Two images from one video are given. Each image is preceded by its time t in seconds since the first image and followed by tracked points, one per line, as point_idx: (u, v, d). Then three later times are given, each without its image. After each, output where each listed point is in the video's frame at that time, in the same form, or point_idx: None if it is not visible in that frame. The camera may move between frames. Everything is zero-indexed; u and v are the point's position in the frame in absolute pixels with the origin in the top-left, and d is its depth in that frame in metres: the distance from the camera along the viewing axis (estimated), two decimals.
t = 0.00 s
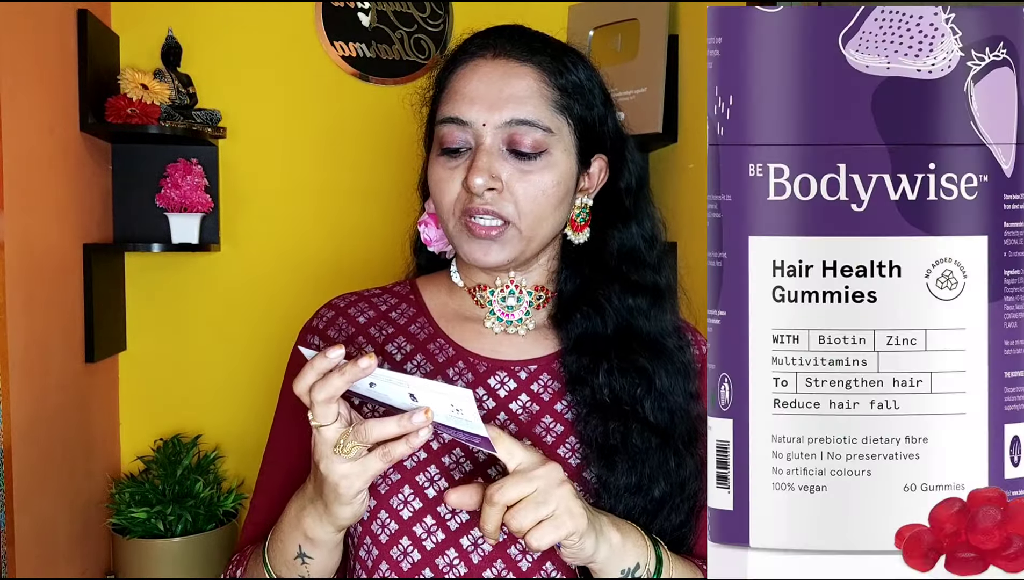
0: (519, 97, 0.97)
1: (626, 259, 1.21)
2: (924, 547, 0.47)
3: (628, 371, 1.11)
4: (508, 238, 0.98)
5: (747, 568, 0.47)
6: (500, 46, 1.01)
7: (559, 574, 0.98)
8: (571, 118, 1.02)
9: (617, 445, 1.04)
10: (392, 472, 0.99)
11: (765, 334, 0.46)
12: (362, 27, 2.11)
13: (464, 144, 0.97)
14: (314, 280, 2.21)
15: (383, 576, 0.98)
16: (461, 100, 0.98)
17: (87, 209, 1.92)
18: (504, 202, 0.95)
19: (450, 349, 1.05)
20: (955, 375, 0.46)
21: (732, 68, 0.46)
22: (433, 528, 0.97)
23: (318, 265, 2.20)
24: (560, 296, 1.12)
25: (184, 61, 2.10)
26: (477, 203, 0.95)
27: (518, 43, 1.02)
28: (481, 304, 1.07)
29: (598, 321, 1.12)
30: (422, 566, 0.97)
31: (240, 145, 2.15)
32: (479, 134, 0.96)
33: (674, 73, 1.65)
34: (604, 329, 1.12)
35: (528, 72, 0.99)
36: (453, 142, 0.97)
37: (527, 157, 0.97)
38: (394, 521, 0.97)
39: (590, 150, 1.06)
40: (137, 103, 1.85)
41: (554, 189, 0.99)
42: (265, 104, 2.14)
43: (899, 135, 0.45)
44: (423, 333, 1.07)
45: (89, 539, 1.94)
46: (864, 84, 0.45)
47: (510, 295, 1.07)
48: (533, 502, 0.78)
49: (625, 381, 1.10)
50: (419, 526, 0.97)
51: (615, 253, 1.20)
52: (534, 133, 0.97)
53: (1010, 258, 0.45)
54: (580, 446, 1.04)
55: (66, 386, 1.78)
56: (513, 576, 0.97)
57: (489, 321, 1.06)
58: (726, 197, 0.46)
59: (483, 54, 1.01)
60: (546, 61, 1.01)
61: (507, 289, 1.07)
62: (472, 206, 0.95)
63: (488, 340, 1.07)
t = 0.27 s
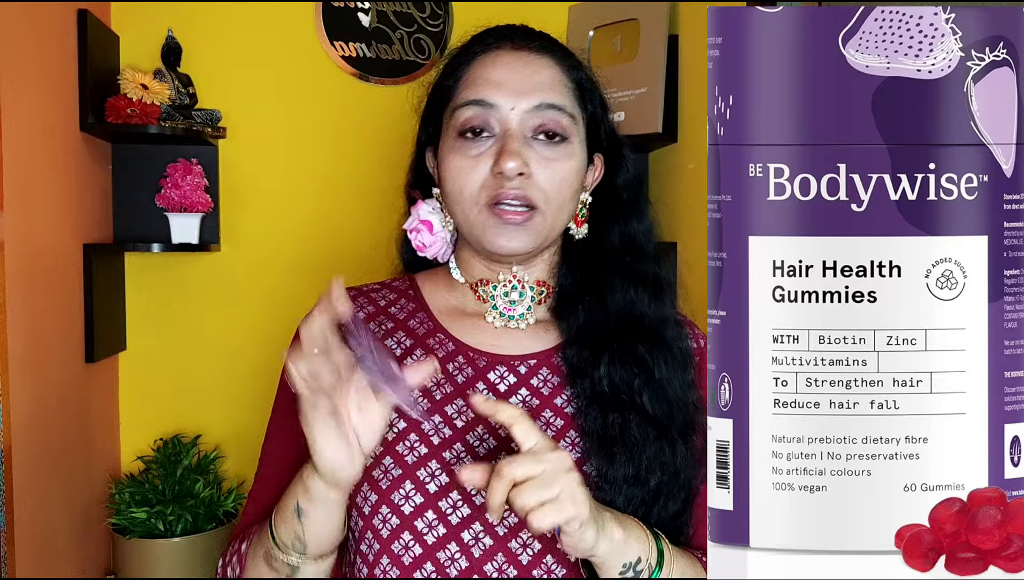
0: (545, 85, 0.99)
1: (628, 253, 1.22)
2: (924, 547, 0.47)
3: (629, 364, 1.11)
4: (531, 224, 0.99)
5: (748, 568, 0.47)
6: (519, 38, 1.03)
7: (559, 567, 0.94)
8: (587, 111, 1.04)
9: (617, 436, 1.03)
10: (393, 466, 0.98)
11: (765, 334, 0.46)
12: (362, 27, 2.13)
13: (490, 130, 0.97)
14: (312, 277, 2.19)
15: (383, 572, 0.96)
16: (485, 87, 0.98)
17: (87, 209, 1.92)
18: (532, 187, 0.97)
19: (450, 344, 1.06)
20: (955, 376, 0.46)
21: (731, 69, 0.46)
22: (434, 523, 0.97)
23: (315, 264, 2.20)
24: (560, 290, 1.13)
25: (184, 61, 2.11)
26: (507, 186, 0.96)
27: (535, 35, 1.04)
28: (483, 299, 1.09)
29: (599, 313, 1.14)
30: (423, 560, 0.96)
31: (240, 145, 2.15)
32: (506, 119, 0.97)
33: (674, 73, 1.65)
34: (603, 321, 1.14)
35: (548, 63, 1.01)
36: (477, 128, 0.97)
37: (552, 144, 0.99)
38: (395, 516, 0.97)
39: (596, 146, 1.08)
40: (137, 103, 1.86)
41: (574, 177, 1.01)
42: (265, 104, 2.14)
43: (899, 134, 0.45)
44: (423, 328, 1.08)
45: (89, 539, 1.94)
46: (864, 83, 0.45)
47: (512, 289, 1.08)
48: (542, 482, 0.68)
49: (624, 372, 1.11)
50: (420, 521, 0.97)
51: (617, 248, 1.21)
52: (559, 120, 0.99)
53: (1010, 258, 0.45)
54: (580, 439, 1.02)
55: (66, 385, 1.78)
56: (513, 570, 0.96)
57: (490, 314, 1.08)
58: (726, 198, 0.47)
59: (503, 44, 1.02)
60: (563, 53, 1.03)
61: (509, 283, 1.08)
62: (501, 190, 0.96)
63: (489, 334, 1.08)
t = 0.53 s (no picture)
0: (564, 86, 1.02)
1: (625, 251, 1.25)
2: (924, 547, 0.47)
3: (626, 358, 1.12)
4: (540, 221, 0.99)
5: (748, 568, 0.47)
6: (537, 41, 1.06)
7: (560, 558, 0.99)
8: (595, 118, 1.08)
9: (616, 431, 1.03)
10: (396, 462, 0.99)
11: (765, 334, 0.46)
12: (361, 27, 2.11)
13: (507, 124, 1.00)
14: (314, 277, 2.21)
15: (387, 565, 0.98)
16: (505, 84, 1.01)
17: (87, 209, 1.92)
18: (545, 183, 0.98)
19: (450, 342, 1.05)
20: (955, 375, 0.46)
21: (732, 68, 0.46)
22: (437, 518, 0.97)
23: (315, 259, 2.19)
24: (558, 288, 1.14)
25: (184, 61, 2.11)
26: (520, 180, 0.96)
27: (554, 38, 1.07)
28: (483, 295, 1.08)
29: (598, 308, 1.15)
30: (427, 554, 0.96)
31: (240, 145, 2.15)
32: (524, 117, 1.00)
33: (674, 73, 1.65)
34: (602, 317, 1.15)
35: (566, 66, 1.05)
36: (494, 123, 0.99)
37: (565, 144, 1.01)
38: (399, 512, 0.97)
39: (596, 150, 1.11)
40: (137, 103, 1.86)
41: (583, 179, 1.03)
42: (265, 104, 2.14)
43: (899, 134, 0.45)
44: (422, 326, 1.07)
45: (89, 539, 1.94)
46: (864, 83, 0.45)
47: (512, 286, 1.07)
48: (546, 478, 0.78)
49: (623, 368, 1.11)
50: (423, 516, 0.97)
51: (613, 248, 1.23)
52: (573, 123, 1.02)
53: (1010, 258, 0.45)
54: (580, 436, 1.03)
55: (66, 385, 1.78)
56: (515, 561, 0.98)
57: (489, 311, 1.07)
58: (726, 198, 0.47)
59: (522, 46, 1.05)
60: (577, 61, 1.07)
61: (509, 279, 1.07)
62: (514, 183, 0.96)
63: (488, 332, 1.07)
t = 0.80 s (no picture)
0: (575, 91, 0.99)
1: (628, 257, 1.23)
2: (925, 546, 0.52)
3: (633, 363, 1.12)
4: (539, 225, 1.03)
5: (749, 567, 0.53)
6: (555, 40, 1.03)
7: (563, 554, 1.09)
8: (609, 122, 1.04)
9: (625, 433, 1.06)
10: (425, 443, 1.11)
11: (767, 334, 0.52)
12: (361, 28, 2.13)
13: (513, 126, 1.00)
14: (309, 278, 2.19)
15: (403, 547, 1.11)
16: (515, 84, 0.99)
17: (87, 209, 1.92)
18: (545, 188, 1.00)
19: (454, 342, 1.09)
20: (957, 376, 0.50)
21: (732, 70, 0.52)
22: (463, 498, 1.09)
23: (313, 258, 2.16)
24: (559, 289, 1.15)
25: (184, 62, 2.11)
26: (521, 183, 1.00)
27: (569, 41, 1.03)
28: (485, 296, 1.10)
29: (600, 314, 1.16)
30: (446, 535, 1.10)
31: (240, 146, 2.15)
32: (531, 119, 0.99)
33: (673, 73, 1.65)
34: (606, 321, 1.15)
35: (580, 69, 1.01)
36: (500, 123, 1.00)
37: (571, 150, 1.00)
38: (405, 510, 1.10)
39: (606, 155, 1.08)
40: (137, 103, 1.88)
41: (585, 186, 1.03)
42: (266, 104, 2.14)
43: (899, 136, 0.50)
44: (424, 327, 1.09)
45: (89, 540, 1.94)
46: (864, 83, 0.50)
47: (513, 287, 1.10)
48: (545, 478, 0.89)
49: (629, 372, 1.11)
50: (428, 515, 1.10)
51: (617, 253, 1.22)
52: (582, 129, 1.00)
53: (1011, 258, 0.50)
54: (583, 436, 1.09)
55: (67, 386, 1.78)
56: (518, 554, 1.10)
57: (490, 311, 1.10)
58: (726, 198, 0.52)
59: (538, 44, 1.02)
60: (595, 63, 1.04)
61: (510, 281, 1.09)
62: (515, 186, 1.00)
63: (490, 331, 1.11)
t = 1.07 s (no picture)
0: (576, 99, 1.01)
1: (634, 266, 1.24)
2: (924, 547, 0.47)
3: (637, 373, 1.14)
4: (535, 230, 1.01)
5: (747, 568, 0.47)
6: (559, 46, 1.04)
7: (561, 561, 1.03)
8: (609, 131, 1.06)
9: (627, 441, 1.07)
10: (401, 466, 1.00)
11: (765, 334, 0.46)
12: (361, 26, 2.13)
13: (514, 131, 1.00)
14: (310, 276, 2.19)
15: (393, 563, 1.01)
16: (518, 89, 1.00)
17: (87, 209, 1.92)
18: (541, 194, 0.99)
19: (454, 344, 1.05)
20: (955, 375, 0.46)
21: (732, 69, 0.46)
22: (441, 519, 1.00)
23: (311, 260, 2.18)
24: (563, 293, 1.14)
25: (184, 61, 2.10)
26: (517, 189, 0.98)
27: (576, 46, 1.04)
28: (487, 298, 1.09)
29: (603, 321, 1.14)
30: (432, 553, 1.01)
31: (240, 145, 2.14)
32: (531, 125, 0.99)
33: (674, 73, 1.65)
34: (609, 329, 1.14)
35: (584, 77, 1.03)
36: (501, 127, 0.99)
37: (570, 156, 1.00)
38: (404, 513, 1.00)
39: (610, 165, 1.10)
40: (136, 103, 1.87)
41: (585, 193, 1.04)
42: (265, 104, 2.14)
43: (899, 135, 0.45)
44: (427, 328, 1.07)
45: (89, 539, 1.95)
46: (864, 83, 0.45)
47: (516, 290, 1.08)
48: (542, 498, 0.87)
49: (633, 381, 1.13)
50: (428, 517, 1.00)
51: (625, 261, 1.23)
52: (581, 134, 1.01)
53: (1010, 258, 0.45)
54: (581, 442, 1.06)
55: (66, 386, 1.78)
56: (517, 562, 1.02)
57: (492, 314, 1.08)
58: (726, 198, 0.47)
59: (542, 51, 1.03)
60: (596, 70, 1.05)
61: (512, 283, 1.08)
62: (511, 192, 0.98)
63: (491, 334, 1.07)
